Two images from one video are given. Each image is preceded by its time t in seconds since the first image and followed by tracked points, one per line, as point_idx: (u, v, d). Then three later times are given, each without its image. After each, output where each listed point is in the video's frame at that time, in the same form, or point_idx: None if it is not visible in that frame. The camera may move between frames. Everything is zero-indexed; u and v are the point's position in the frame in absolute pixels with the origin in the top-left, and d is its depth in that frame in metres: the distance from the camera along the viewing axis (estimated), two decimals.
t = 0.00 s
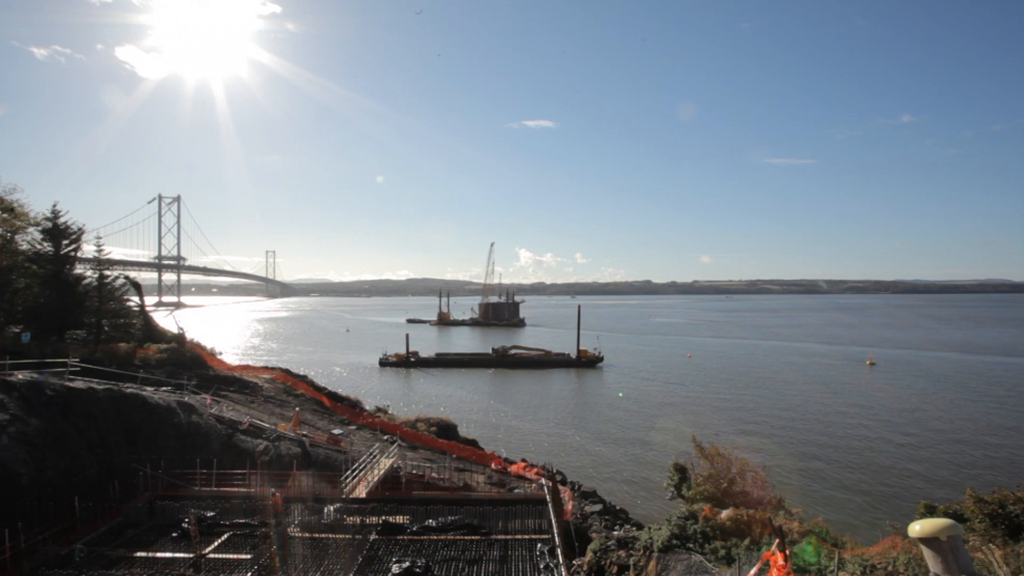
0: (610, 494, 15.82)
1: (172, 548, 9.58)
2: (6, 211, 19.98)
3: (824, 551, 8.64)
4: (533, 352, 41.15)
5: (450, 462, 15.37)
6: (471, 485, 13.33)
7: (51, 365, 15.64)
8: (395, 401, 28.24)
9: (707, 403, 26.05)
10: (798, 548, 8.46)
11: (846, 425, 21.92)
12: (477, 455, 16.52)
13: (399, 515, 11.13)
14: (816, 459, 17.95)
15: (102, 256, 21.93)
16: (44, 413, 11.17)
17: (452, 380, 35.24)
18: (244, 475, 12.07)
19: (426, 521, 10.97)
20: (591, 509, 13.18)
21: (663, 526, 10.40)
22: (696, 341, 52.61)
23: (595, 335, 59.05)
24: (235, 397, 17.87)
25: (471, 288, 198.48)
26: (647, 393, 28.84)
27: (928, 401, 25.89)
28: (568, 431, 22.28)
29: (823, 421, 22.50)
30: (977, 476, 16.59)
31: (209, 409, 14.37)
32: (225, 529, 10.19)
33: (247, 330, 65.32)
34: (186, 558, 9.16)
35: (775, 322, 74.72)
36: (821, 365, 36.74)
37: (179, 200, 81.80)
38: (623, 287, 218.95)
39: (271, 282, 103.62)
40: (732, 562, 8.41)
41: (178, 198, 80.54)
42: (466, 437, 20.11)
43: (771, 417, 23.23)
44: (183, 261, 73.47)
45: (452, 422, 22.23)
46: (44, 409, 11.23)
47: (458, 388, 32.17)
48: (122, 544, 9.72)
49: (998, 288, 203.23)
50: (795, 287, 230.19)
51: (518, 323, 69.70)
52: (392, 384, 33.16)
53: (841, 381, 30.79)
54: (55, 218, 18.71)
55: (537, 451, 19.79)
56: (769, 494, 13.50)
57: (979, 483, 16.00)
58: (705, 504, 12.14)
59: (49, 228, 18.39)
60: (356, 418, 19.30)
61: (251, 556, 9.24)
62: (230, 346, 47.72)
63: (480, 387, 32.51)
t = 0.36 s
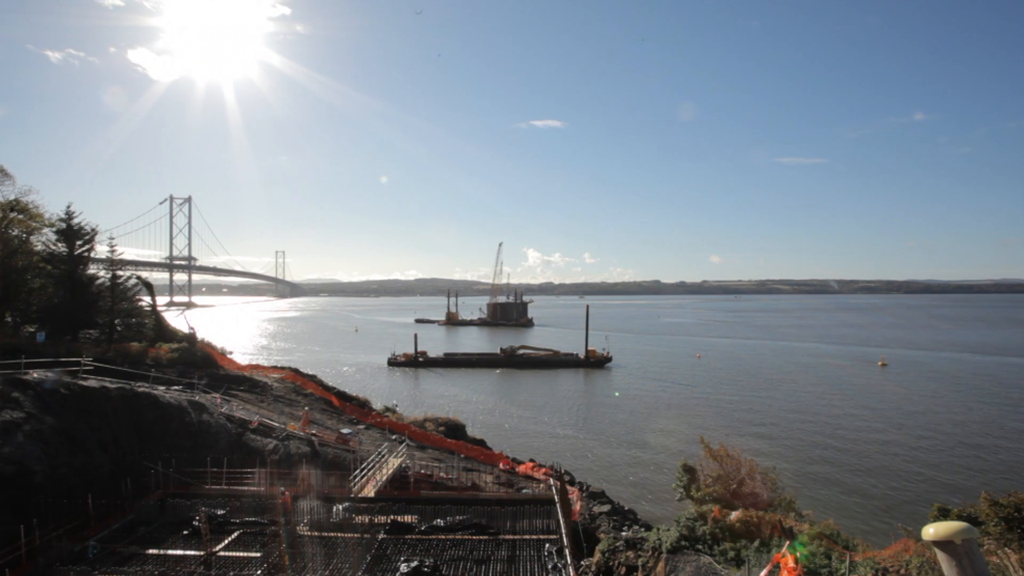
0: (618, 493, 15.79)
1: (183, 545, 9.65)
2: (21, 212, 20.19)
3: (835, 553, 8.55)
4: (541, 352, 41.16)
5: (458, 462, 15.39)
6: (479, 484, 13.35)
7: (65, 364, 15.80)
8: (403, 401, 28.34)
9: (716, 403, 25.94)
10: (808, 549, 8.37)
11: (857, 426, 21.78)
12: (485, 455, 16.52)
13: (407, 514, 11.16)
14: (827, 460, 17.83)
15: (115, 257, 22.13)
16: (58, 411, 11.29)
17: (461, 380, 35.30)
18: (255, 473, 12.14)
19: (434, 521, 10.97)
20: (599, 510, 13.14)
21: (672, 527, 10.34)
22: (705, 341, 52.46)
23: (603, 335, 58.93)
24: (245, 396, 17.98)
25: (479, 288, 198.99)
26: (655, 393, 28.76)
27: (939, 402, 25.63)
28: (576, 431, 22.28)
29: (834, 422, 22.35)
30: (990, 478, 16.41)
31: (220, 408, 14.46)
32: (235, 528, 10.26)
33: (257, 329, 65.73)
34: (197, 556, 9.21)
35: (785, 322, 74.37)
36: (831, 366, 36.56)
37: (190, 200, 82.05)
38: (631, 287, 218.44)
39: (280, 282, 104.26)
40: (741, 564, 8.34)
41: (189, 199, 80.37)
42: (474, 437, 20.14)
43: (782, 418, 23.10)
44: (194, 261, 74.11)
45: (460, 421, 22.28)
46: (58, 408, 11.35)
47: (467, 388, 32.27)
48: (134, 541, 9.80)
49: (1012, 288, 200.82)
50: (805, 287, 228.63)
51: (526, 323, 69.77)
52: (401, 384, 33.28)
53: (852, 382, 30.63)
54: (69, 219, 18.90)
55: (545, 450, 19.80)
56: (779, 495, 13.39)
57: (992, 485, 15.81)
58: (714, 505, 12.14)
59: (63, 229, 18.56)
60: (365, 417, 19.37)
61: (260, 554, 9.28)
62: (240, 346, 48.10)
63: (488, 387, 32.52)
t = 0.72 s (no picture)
0: (622, 494, 15.77)
1: (188, 544, 9.67)
2: (28, 212, 20.29)
3: (840, 555, 8.45)
4: (545, 351, 41.14)
5: (463, 462, 15.38)
6: (483, 484, 13.34)
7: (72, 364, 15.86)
8: (407, 400, 28.37)
9: (720, 403, 25.87)
10: (813, 551, 8.30)
11: (862, 426, 21.71)
12: (489, 455, 16.49)
13: (411, 514, 11.17)
14: (832, 461, 17.77)
15: (121, 257, 22.21)
16: (65, 409, 11.35)
17: (464, 380, 35.30)
18: (260, 472, 12.14)
19: (438, 521, 10.97)
20: (603, 510, 13.11)
21: (676, 527, 10.30)
22: (709, 341, 52.39)
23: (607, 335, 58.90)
24: (249, 396, 18.03)
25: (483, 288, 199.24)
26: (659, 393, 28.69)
27: (945, 403, 25.47)
28: (579, 430, 22.26)
29: (839, 422, 22.27)
30: (998, 479, 16.27)
31: (225, 408, 14.49)
32: (240, 527, 10.28)
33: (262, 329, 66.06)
34: (202, 554, 9.23)
35: (789, 322, 74.22)
36: (836, 366, 36.48)
37: (195, 200, 84.89)
38: (635, 286, 218.10)
39: (285, 282, 104.58)
40: (746, 565, 8.30)
41: (194, 199, 84.64)
42: (477, 437, 20.12)
43: (786, 418, 23.03)
44: (199, 261, 74.39)
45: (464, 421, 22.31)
46: (65, 407, 11.39)
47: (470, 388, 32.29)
48: (140, 540, 9.83)
49: (1019, 288, 199.49)
50: (809, 287, 227.84)
51: (530, 323, 69.77)
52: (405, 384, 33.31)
53: (857, 382, 30.54)
54: (76, 219, 18.97)
55: (549, 450, 19.78)
56: (783, 496, 13.33)
57: (1000, 487, 15.69)
58: (719, 505, 12.10)
59: (70, 229, 18.65)
60: (369, 417, 19.38)
61: (265, 554, 9.27)
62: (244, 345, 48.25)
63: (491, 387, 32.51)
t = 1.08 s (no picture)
0: (625, 493, 15.76)
1: (191, 543, 9.69)
2: (32, 212, 20.34)
3: (844, 555, 8.44)
4: (548, 351, 41.13)
5: (465, 462, 15.37)
6: (486, 484, 13.34)
7: (75, 364, 15.88)
8: (410, 400, 28.42)
9: (722, 403, 25.85)
10: (817, 551, 8.27)
11: (865, 426, 21.69)
12: (491, 455, 16.47)
13: (414, 514, 11.19)
14: (836, 462, 17.71)
15: (125, 257, 22.25)
16: (69, 409, 11.37)
17: (467, 379, 35.27)
18: (262, 471, 12.16)
19: (440, 521, 10.97)
20: (606, 510, 13.08)
21: (678, 527, 10.27)
22: (711, 341, 52.39)
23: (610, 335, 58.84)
24: (252, 396, 18.02)
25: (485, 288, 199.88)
26: (662, 393, 28.67)
27: (949, 403, 25.42)
28: (582, 431, 22.24)
29: (841, 423, 22.25)
30: (1002, 480, 16.24)
31: (229, 407, 14.49)
32: (243, 526, 10.32)
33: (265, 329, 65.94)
34: (205, 553, 9.25)
35: (792, 322, 74.15)
36: (838, 366, 36.46)
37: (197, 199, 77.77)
38: (638, 286, 218.25)
39: (287, 283, 104.77)
40: (749, 566, 8.28)
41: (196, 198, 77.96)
42: (480, 437, 20.12)
43: (788, 418, 23.03)
44: (202, 262, 74.53)
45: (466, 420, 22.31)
46: (69, 407, 11.41)
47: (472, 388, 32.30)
48: (143, 539, 9.85)
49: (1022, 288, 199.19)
50: (813, 287, 227.33)
51: (533, 323, 69.77)
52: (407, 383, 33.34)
53: (860, 383, 30.56)
54: (80, 219, 19.00)
55: (551, 450, 19.76)
56: (786, 496, 13.29)
57: (1004, 488, 15.65)
58: (722, 506, 12.08)
59: (74, 229, 18.67)
60: (372, 417, 19.37)
61: (268, 554, 9.27)
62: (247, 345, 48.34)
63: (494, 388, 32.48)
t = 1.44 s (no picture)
0: (626, 493, 15.77)
1: (193, 543, 9.71)
2: (35, 213, 20.39)
3: (846, 556, 8.43)
4: (549, 352, 41.13)
5: (467, 462, 15.37)
6: (487, 484, 13.34)
7: (78, 364, 15.89)
8: (411, 400, 28.46)
9: (724, 404, 25.84)
10: (819, 551, 8.27)
11: (866, 426, 21.69)
12: (493, 455, 16.48)
13: (415, 514, 11.21)
14: (838, 462, 17.68)
15: (127, 257, 22.30)
16: (72, 409, 11.40)
17: (468, 379, 35.32)
18: (264, 470, 12.16)
19: (441, 521, 10.98)
20: (607, 510, 13.07)
21: (680, 528, 10.26)
22: (712, 341, 52.44)
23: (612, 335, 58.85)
24: (254, 396, 18.04)
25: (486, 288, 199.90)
26: (663, 393, 28.66)
27: (950, 403, 25.44)
28: (583, 431, 22.25)
29: (843, 423, 22.24)
30: (1005, 481, 16.22)
31: (231, 407, 14.51)
32: (245, 526, 10.34)
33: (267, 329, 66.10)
34: (207, 553, 9.26)
35: (793, 322, 74.16)
36: (840, 366, 36.50)
37: (202, 200, 80.39)
38: (639, 286, 218.27)
39: (289, 283, 104.91)
40: (751, 566, 8.28)
41: (200, 199, 80.05)
42: (481, 437, 20.13)
43: (790, 418, 23.03)
44: (204, 262, 74.65)
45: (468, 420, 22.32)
46: (72, 406, 11.43)
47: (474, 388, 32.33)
48: (146, 538, 9.88)
49: None
50: (815, 287, 227.20)
51: (534, 323, 69.79)
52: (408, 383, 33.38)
53: (861, 382, 30.59)
54: (83, 219, 19.05)
55: (553, 450, 19.76)
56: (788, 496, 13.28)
57: (1007, 488, 15.63)
58: (723, 506, 12.07)
59: (77, 229, 18.72)
60: (373, 417, 19.38)
61: (269, 554, 9.28)
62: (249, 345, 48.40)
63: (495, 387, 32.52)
